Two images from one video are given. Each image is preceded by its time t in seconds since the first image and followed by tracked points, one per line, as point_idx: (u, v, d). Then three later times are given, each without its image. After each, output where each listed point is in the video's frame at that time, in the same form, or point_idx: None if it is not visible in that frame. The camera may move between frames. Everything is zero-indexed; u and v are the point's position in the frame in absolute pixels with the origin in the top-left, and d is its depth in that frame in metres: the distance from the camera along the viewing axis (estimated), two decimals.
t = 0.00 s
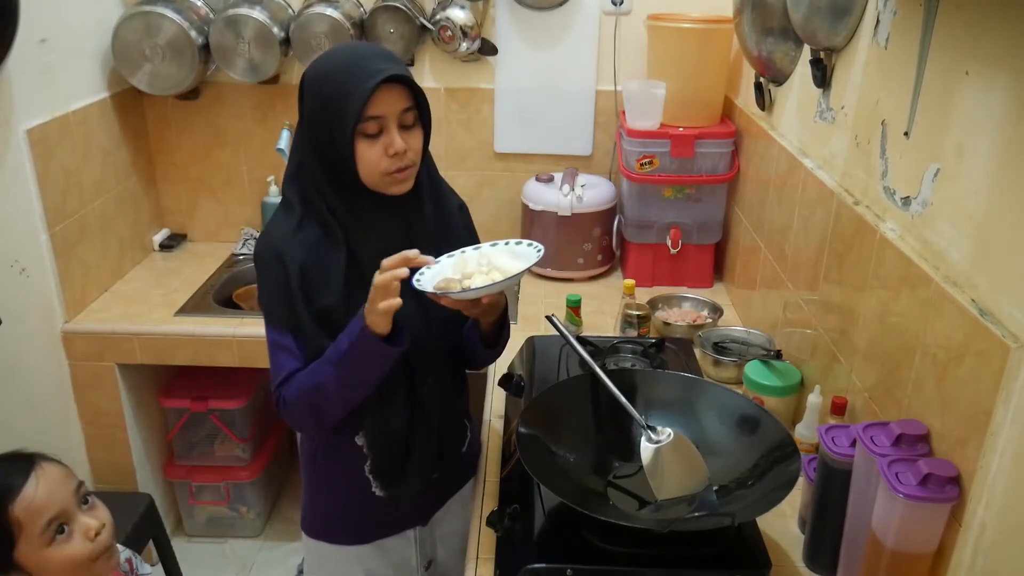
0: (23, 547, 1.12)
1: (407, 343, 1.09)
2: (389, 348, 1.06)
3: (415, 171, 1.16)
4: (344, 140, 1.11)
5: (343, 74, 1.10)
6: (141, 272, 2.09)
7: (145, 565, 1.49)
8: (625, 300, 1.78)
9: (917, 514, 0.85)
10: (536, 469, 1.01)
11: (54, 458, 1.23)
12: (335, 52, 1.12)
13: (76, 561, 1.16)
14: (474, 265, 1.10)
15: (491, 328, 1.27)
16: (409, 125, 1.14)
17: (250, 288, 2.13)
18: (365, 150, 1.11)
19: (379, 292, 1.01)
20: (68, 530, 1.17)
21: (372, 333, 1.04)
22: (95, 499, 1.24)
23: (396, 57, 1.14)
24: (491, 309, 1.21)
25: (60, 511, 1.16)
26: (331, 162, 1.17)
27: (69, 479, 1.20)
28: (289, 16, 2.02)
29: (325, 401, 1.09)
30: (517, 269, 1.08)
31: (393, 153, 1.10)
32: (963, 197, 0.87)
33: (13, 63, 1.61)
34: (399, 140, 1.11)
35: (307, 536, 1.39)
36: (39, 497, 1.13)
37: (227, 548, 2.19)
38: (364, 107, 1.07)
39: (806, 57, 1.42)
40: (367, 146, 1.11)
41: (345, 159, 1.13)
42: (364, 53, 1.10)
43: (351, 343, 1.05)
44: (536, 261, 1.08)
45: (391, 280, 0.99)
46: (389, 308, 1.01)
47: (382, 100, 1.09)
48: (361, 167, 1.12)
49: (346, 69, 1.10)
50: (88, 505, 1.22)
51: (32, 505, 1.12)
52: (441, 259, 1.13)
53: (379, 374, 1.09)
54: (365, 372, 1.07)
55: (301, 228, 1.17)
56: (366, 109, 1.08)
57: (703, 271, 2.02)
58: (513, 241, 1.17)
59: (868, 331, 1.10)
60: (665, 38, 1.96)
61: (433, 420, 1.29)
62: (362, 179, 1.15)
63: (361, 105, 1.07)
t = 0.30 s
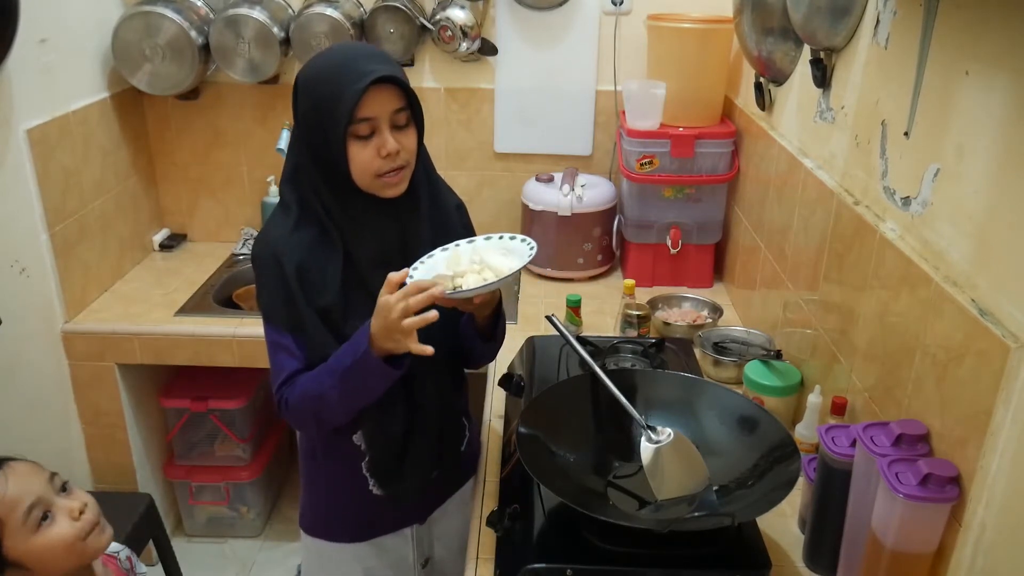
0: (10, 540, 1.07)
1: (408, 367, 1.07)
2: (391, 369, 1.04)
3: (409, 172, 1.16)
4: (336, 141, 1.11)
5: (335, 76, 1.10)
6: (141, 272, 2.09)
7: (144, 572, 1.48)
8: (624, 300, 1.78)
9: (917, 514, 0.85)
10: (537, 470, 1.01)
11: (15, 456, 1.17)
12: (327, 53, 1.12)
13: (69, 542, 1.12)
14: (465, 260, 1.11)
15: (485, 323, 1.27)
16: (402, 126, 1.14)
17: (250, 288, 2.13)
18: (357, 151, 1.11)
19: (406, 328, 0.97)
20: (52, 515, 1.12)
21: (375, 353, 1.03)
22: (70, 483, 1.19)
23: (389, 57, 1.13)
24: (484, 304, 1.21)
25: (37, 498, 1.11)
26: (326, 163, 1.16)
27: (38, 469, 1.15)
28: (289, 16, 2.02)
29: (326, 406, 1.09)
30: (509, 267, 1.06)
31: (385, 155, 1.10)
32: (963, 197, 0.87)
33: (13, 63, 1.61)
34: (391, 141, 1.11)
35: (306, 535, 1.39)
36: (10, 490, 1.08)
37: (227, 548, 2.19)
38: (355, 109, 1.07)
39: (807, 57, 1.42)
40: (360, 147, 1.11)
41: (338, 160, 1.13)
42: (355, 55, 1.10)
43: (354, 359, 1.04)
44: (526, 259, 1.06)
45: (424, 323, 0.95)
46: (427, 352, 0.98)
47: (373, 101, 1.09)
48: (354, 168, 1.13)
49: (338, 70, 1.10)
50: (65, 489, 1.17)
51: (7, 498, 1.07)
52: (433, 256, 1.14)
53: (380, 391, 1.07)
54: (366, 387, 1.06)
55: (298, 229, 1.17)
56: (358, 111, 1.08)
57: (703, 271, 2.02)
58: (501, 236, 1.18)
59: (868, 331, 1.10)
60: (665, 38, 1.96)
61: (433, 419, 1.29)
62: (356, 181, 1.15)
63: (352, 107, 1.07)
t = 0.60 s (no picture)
0: None
1: (408, 361, 1.07)
2: (391, 365, 1.04)
3: (408, 175, 1.16)
4: (335, 145, 1.11)
5: (333, 79, 1.10)
6: (141, 272, 2.09)
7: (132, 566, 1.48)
8: (624, 300, 1.77)
9: (917, 514, 0.85)
10: (536, 470, 1.01)
11: None
12: (325, 56, 1.12)
13: (49, 540, 1.07)
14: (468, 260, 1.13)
15: (492, 331, 1.26)
16: (402, 128, 1.14)
17: (250, 288, 2.13)
18: (356, 155, 1.11)
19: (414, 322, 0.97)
20: (28, 514, 1.07)
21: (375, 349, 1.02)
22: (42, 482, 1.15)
23: (388, 59, 1.13)
24: (491, 310, 1.21)
25: (12, 498, 1.06)
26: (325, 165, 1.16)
27: (8, 471, 1.10)
28: (289, 16, 2.02)
29: (326, 407, 1.09)
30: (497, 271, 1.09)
31: (384, 158, 1.10)
32: (963, 197, 0.87)
33: (12, 63, 1.61)
34: (390, 144, 1.10)
35: (306, 534, 1.39)
36: None
37: (227, 548, 2.19)
38: (353, 112, 1.07)
39: (807, 57, 1.42)
40: (359, 151, 1.11)
41: (337, 163, 1.13)
42: (355, 58, 1.10)
43: (354, 357, 1.04)
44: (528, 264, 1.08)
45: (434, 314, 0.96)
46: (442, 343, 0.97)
47: (371, 104, 1.09)
48: (353, 172, 1.12)
49: (336, 72, 1.10)
50: (40, 488, 1.12)
51: None
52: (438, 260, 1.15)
53: (380, 389, 1.07)
54: (366, 384, 1.06)
55: (297, 231, 1.17)
56: (356, 114, 1.08)
57: (703, 271, 2.02)
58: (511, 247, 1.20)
59: (868, 331, 1.10)
60: (665, 38, 1.96)
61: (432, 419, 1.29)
62: (355, 185, 1.15)
63: (350, 110, 1.07)
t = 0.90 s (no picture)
0: None
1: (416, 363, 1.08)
2: (400, 367, 1.05)
3: (411, 178, 1.16)
4: (338, 150, 1.11)
5: (336, 83, 1.09)
6: (141, 271, 2.09)
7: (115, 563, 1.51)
8: (624, 300, 1.77)
9: (917, 514, 0.85)
10: (536, 470, 1.01)
11: None
12: (328, 59, 1.12)
13: (41, 556, 1.05)
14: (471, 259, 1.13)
15: (497, 331, 1.28)
16: (404, 131, 1.14)
17: (250, 288, 2.13)
18: (360, 159, 1.11)
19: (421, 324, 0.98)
20: (21, 529, 1.05)
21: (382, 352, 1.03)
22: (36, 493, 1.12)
23: (390, 62, 1.13)
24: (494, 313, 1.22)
25: (5, 511, 1.04)
26: (325, 169, 1.16)
27: (2, 482, 1.07)
28: (289, 16, 2.02)
29: (332, 409, 1.09)
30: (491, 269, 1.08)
31: (388, 162, 1.10)
32: (963, 197, 0.87)
33: (12, 63, 1.61)
34: (393, 147, 1.11)
35: (307, 536, 1.39)
36: None
37: (227, 548, 2.19)
38: (357, 117, 1.07)
39: (807, 57, 1.42)
40: (362, 155, 1.11)
41: (340, 167, 1.13)
42: (358, 61, 1.10)
43: (363, 358, 1.04)
44: (525, 258, 1.07)
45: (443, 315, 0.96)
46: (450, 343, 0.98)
47: (375, 108, 1.08)
48: (356, 176, 1.12)
49: (339, 76, 1.09)
50: (33, 500, 1.10)
51: None
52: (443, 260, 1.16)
53: (388, 390, 1.07)
54: (375, 384, 1.06)
55: (297, 234, 1.17)
56: (360, 118, 1.08)
57: (703, 271, 2.02)
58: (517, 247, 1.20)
59: (868, 331, 1.10)
60: (665, 38, 1.96)
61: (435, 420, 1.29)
62: (358, 188, 1.15)
63: (354, 115, 1.07)
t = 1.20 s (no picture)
0: None
1: (424, 358, 1.08)
2: (406, 359, 1.04)
3: (412, 182, 1.16)
4: (341, 155, 1.10)
5: (338, 88, 1.09)
6: (141, 271, 2.09)
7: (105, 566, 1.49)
8: (624, 300, 1.77)
9: (917, 514, 0.85)
10: (536, 469, 1.01)
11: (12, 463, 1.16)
12: (328, 63, 1.11)
13: (51, 563, 1.10)
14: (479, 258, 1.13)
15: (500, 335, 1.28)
16: (405, 135, 1.14)
17: (250, 288, 2.13)
18: (363, 164, 1.10)
19: (429, 317, 0.98)
20: (42, 532, 1.11)
21: (388, 349, 1.02)
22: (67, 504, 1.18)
23: (390, 66, 1.13)
24: (496, 316, 1.23)
25: (34, 512, 1.10)
26: (326, 172, 1.16)
27: (42, 484, 1.15)
28: (289, 16, 2.02)
29: (335, 409, 1.08)
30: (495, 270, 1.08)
31: (391, 166, 1.10)
32: (963, 197, 0.87)
33: (13, 63, 1.61)
34: (396, 152, 1.10)
35: (308, 538, 1.39)
36: (9, 498, 1.08)
37: (228, 548, 2.19)
38: (361, 122, 1.07)
39: (807, 57, 1.42)
40: (365, 160, 1.10)
41: (342, 172, 1.12)
42: (360, 66, 1.09)
43: (370, 356, 1.04)
44: (535, 270, 1.07)
45: (450, 307, 0.97)
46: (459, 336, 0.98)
47: (378, 114, 1.08)
48: (359, 181, 1.12)
49: (341, 82, 1.09)
50: (62, 508, 1.16)
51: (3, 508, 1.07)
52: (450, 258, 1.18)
53: (393, 389, 1.07)
54: (381, 382, 1.06)
55: (298, 236, 1.17)
56: (363, 124, 1.08)
57: (703, 271, 2.02)
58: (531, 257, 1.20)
59: (868, 331, 1.10)
60: (665, 38, 1.96)
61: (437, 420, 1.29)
62: (360, 192, 1.15)
63: (358, 121, 1.07)
